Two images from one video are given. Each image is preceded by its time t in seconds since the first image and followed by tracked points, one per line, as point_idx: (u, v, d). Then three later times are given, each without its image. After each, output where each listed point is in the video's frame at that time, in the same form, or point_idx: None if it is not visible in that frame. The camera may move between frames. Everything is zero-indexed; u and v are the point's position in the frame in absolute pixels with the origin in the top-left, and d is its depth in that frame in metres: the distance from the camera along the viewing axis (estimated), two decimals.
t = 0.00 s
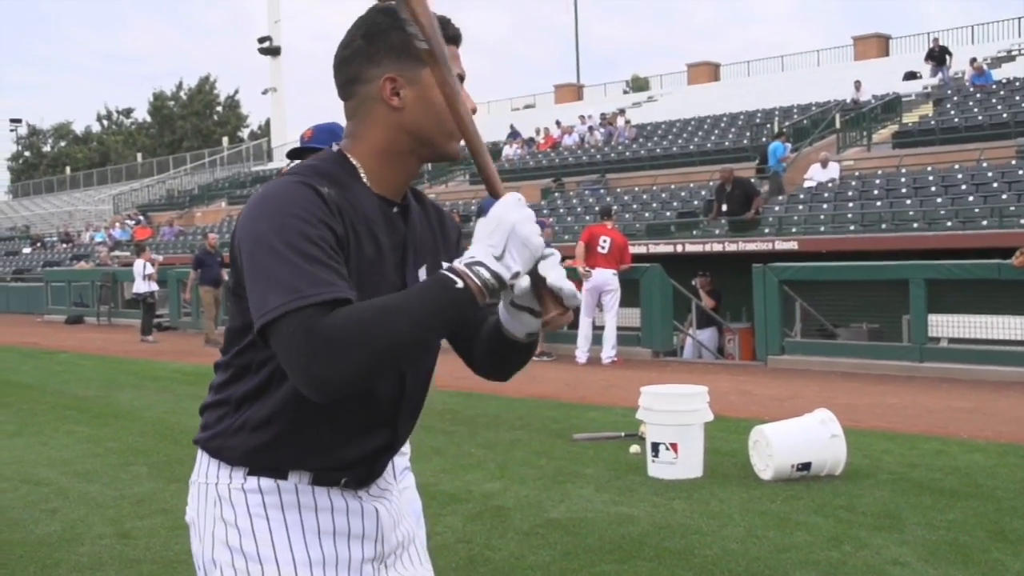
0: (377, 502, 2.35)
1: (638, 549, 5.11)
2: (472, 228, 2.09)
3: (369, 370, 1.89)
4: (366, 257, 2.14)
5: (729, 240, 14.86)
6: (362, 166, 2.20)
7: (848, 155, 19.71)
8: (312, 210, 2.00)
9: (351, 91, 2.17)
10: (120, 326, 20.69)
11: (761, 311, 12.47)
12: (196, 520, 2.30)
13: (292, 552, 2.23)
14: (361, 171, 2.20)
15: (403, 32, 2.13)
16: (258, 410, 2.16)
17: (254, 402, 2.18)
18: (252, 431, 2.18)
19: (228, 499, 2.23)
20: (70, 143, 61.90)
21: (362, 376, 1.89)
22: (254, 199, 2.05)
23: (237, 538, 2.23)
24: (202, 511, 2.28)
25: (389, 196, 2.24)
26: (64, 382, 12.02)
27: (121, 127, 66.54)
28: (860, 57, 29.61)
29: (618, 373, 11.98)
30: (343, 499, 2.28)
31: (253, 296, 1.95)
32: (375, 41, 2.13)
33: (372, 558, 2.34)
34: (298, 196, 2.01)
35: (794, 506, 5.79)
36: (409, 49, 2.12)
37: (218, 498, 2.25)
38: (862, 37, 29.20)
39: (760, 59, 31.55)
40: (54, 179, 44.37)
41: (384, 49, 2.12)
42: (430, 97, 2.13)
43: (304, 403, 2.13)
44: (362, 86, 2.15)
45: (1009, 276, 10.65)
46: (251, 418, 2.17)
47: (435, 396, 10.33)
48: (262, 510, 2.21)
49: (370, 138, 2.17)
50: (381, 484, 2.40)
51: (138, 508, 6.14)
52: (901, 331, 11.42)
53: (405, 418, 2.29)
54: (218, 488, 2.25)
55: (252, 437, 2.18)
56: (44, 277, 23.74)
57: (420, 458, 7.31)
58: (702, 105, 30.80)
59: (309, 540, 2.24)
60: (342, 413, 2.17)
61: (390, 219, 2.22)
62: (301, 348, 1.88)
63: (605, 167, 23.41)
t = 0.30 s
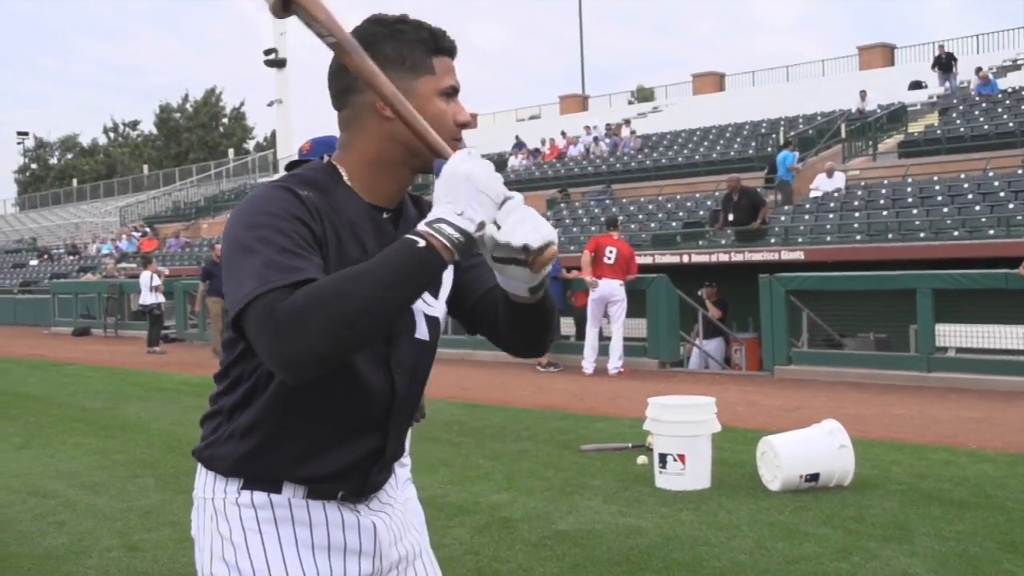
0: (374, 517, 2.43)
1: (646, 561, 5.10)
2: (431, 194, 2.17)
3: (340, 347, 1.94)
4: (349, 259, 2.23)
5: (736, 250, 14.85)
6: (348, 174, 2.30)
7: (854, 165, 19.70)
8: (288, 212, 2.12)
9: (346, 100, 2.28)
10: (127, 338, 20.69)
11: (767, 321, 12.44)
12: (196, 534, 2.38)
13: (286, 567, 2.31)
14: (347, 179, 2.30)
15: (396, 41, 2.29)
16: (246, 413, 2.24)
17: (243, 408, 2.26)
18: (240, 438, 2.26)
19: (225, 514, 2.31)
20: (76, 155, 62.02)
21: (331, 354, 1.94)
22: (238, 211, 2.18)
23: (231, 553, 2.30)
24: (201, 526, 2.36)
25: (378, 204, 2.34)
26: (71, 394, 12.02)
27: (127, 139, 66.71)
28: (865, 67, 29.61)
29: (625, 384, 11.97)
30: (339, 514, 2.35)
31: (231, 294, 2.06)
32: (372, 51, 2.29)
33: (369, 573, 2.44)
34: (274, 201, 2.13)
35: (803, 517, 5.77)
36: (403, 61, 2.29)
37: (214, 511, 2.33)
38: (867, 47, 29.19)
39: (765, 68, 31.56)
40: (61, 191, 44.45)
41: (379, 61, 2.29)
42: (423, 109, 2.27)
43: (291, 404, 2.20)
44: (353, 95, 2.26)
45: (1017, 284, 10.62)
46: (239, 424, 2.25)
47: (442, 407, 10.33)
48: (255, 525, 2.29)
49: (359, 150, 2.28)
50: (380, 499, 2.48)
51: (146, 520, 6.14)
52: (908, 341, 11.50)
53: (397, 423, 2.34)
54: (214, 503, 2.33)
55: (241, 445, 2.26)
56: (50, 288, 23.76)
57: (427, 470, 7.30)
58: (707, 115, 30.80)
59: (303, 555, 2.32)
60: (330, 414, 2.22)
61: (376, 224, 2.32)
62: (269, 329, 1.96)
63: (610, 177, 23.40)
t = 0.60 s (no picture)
0: (375, 528, 2.43)
1: (657, 570, 5.08)
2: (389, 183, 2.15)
3: (308, 333, 1.95)
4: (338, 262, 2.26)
5: (744, 258, 14.83)
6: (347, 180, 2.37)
7: (862, 174, 19.68)
8: (268, 214, 2.17)
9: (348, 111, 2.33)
10: (136, 348, 20.73)
11: (776, 330, 12.42)
12: (198, 545, 2.40)
13: None
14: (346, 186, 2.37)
15: (398, 52, 2.28)
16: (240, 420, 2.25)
17: (237, 416, 2.28)
18: (235, 446, 2.26)
19: (224, 526, 2.32)
20: (85, 165, 62.28)
21: (299, 339, 1.94)
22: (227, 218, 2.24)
23: (231, 566, 2.31)
24: (203, 537, 2.38)
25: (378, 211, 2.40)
26: (81, 404, 12.05)
27: (136, 149, 66.92)
28: (873, 74, 29.62)
29: (633, 393, 11.95)
30: (338, 525, 2.36)
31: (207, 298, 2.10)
32: (373, 61, 2.29)
33: None
34: (258, 204, 2.19)
35: (814, 527, 5.75)
36: (404, 70, 2.28)
37: (213, 523, 2.34)
38: (874, 54, 29.21)
39: (772, 77, 31.59)
40: (70, 201, 44.64)
41: (382, 71, 2.29)
42: (426, 121, 2.30)
43: (284, 408, 2.20)
44: (359, 105, 2.31)
45: None
46: (233, 433, 2.26)
47: (451, 417, 10.33)
48: (253, 537, 2.29)
49: (360, 162, 2.34)
50: (381, 509, 2.49)
51: (155, 530, 6.14)
52: (918, 348, 11.38)
53: (393, 425, 2.33)
54: (214, 516, 2.34)
55: (236, 452, 2.27)
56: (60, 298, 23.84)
57: (437, 479, 7.30)
58: (714, 123, 30.84)
59: (302, 567, 2.32)
60: (322, 415, 2.22)
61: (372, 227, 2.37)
62: (228, 318, 1.97)
63: (618, 186, 23.44)
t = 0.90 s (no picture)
0: (378, 538, 2.40)
1: None
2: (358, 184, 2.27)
3: (275, 319, 2.02)
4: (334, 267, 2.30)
5: (753, 265, 14.79)
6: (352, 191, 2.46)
7: (872, 180, 19.63)
8: (261, 214, 2.25)
9: (357, 122, 2.34)
10: (146, 358, 20.76)
11: (786, 337, 12.39)
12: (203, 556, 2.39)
13: None
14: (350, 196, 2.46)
15: (407, 64, 2.28)
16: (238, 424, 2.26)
17: (238, 422, 2.29)
18: (235, 451, 2.27)
19: (226, 537, 2.30)
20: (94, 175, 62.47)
21: (267, 316, 2.01)
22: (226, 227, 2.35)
23: None
24: (208, 548, 2.37)
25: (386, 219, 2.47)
26: (91, 414, 12.06)
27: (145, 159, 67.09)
28: (881, 81, 29.57)
29: (643, 401, 11.93)
30: (340, 534, 2.34)
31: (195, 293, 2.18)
32: (382, 73, 2.29)
33: None
34: (252, 208, 2.28)
35: (826, 535, 5.72)
36: (414, 82, 2.28)
37: (215, 534, 2.33)
38: (883, 60, 29.15)
39: (781, 84, 31.54)
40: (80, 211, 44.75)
41: (390, 82, 2.28)
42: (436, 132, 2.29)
43: (280, 410, 2.21)
44: (366, 117, 2.32)
45: None
46: (234, 439, 2.27)
47: (461, 426, 10.32)
48: (253, 547, 2.28)
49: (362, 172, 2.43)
50: (385, 519, 2.47)
51: (166, 540, 6.14)
52: (928, 356, 11.36)
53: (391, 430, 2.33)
54: (217, 527, 2.33)
55: (236, 458, 2.27)
56: (69, 308, 23.87)
57: (447, 488, 7.28)
58: (723, 130, 30.80)
59: None
60: (318, 416, 2.22)
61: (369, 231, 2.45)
62: (195, 302, 2.08)
63: (627, 194, 23.43)
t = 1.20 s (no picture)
0: (384, 547, 2.36)
1: None
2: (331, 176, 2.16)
3: (253, 304, 2.01)
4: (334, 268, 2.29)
5: (762, 272, 14.78)
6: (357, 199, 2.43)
7: (881, 187, 19.57)
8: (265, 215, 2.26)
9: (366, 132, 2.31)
10: (155, 367, 20.80)
11: (797, 345, 12.37)
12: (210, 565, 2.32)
13: None
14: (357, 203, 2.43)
15: (419, 75, 2.27)
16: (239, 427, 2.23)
17: (241, 426, 2.26)
18: (237, 456, 2.22)
19: (232, 546, 2.24)
20: (104, 185, 62.72)
21: (246, 292, 2.00)
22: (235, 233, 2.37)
23: None
24: (216, 558, 2.31)
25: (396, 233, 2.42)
26: (101, 423, 12.07)
27: (155, 167, 67.25)
28: (890, 87, 29.55)
29: (653, 409, 11.91)
30: (345, 543, 2.28)
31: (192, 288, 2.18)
32: (393, 84, 2.27)
33: None
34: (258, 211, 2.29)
35: (839, 544, 5.70)
36: (424, 91, 2.26)
37: (221, 544, 2.27)
38: (891, 67, 29.13)
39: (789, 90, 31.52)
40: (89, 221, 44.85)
41: (402, 94, 2.26)
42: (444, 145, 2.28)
43: (281, 412, 2.17)
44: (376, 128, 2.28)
45: None
46: (236, 443, 2.23)
47: (471, 434, 10.31)
48: (259, 557, 2.22)
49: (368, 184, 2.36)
50: (391, 528, 2.43)
51: (177, 550, 6.13)
52: (939, 362, 11.30)
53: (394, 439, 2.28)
54: (224, 535, 2.27)
55: (238, 461, 2.22)
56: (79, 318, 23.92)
57: (457, 497, 7.27)
58: (731, 137, 30.81)
59: None
60: (316, 417, 2.18)
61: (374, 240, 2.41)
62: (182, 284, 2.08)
63: (635, 202, 23.43)
